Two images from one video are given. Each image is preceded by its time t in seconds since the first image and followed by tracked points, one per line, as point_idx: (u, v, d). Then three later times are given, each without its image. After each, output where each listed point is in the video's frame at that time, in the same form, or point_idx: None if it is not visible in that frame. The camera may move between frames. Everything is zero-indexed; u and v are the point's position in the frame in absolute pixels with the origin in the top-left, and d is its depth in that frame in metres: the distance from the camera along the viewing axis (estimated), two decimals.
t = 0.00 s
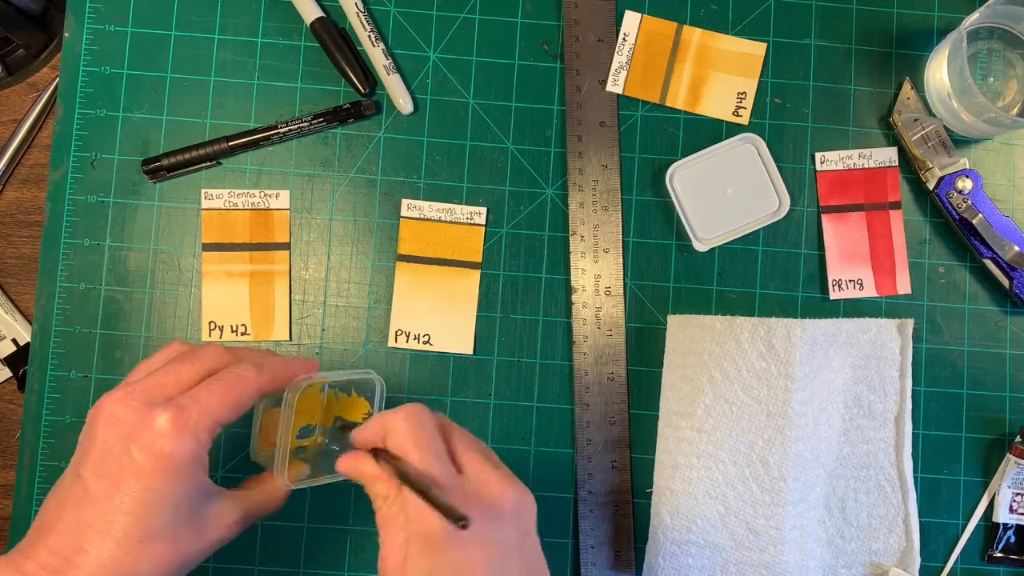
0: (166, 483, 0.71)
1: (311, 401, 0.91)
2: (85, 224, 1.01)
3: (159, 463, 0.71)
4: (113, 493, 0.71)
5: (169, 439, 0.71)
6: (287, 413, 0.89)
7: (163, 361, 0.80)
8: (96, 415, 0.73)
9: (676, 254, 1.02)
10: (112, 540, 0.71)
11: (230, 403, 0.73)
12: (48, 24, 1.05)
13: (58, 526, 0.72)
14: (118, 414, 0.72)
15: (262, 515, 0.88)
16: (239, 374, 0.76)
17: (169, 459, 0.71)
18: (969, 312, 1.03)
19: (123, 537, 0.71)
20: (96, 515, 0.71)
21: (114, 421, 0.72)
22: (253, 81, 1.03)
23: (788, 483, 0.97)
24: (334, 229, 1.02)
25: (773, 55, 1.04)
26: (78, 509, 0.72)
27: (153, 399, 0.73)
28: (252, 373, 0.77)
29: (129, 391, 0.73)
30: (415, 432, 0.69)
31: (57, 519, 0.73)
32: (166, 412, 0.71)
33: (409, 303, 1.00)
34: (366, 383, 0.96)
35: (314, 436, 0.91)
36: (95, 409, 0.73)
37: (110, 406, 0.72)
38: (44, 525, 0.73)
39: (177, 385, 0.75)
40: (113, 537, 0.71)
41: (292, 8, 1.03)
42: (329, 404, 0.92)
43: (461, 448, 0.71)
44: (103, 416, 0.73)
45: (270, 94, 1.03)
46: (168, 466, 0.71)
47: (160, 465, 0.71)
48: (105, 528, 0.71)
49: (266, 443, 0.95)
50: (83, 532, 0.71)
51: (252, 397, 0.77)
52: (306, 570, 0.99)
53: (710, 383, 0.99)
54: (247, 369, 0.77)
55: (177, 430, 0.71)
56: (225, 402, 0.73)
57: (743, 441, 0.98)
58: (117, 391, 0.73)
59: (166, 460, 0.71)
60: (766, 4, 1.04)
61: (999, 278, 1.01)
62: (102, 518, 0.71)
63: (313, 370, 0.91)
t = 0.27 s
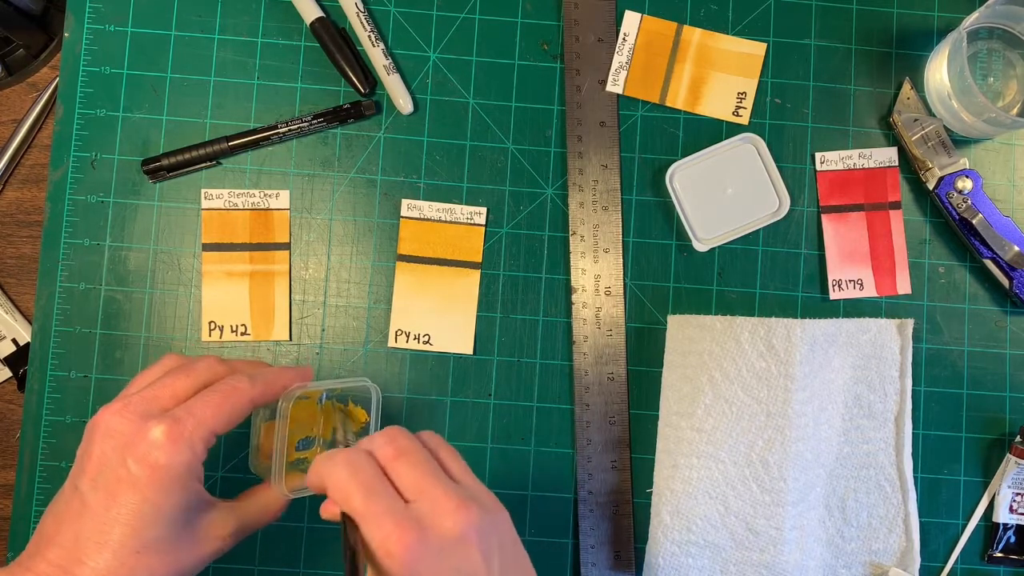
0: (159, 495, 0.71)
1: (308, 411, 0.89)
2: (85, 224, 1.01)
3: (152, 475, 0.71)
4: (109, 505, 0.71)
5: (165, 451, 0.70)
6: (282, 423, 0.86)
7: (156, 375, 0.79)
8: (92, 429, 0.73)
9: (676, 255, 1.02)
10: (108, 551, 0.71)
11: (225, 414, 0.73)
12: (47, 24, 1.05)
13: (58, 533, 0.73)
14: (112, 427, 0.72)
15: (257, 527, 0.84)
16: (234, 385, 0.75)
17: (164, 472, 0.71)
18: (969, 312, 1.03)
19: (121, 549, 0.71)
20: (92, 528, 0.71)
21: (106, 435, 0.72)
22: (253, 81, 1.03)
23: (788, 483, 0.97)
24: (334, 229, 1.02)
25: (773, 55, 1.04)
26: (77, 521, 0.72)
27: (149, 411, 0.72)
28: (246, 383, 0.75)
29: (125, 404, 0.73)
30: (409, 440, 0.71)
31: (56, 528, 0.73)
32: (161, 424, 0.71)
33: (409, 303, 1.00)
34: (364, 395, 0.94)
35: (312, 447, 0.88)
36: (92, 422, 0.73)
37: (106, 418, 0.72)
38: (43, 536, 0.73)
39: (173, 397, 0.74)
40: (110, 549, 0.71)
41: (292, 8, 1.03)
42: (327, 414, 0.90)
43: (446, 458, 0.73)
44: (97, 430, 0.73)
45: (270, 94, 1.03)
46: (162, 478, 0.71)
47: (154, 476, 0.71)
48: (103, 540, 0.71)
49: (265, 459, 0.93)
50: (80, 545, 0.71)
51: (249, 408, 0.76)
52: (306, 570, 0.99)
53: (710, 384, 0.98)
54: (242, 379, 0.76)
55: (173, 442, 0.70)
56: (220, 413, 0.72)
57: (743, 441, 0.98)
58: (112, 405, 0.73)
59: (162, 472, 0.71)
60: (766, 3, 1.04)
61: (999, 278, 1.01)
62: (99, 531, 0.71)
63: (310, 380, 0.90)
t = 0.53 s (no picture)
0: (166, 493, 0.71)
1: (313, 408, 0.89)
2: (85, 224, 1.01)
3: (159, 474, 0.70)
4: (117, 504, 0.71)
5: (172, 451, 0.70)
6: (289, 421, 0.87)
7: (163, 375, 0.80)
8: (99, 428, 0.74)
9: (676, 255, 1.02)
10: (116, 549, 0.71)
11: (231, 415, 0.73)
12: (48, 24, 1.05)
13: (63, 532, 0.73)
14: (122, 426, 0.72)
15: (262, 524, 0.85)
16: (239, 385, 0.76)
17: (171, 472, 0.71)
18: (969, 312, 1.03)
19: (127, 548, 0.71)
20: (100, 527, 0.71)
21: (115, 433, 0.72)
22: (253, 81, 1.03)
23: (788, 483, 0.97)
24: (334, 229, 1.02)
25: (773, 55, 1.04)
26: (82, 520, 0.72)
27: (157, 411, 0.73)
28: (252, 383, 0.76)
29: (133, 403, 0.73)
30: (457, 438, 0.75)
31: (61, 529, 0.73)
32: (167, 424, 0.71)
33: (409, 303, 1.00)
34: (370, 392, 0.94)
35: (317, 444, 0.90)
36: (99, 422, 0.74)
37: (113, 418, 0.73)
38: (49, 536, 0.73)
39: (179, 396, 0.75)
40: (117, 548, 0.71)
41: (292, 8, 1.03)
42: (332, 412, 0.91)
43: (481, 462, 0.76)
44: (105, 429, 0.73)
45: (270, 94, 1.03)
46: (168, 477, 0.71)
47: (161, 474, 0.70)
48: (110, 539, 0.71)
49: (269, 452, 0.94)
50: (87, 543, 0.71)
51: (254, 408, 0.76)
52: (306, 570, 0.99)
53: (710, 383, 0.98)
54: (248, 379, 0.77)
55: (179, 442, 0.71)
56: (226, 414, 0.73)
57: (743, 441, 0.98)
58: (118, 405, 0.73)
59: (167, 472, 0.71)
60: (766, 4, 1.04)
61: (999, 278, 1.01)
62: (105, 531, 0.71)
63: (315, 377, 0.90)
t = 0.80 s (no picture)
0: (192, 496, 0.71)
1: (334, 415, 0.83)
2: (85, 224, 1.01)
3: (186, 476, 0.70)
4: (142, 506, 0.71)
5: (199, 454, 0.70)
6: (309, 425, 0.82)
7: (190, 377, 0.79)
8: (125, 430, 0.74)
9: (676, 255, 1.02)
10: (139, 552, 0.71)
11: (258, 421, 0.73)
12: (47, 24, 1.05)
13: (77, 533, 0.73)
14: (148, 428, 0.72)
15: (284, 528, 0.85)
16: (267, 392, 0.75)
17: (197, 475, 0.70)
18: (969, 312, 1.03)
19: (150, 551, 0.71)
20: (108, 527, 0.71)
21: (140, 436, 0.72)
22: (253, 81, 1.03)
23: (788, 484, 0.97)
24: (334, 229, 1.02)
25: (773, 55, 1.04)
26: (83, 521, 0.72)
27: (183, 415, 0.73)
28: (280, 392, 0.75)
29: (162, 406, 0.73)
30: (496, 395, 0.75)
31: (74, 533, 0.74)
32: (194, 427, 0.71)
33: (409, 303, 1.00)
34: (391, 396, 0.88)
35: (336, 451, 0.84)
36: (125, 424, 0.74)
37: (139, 420, 0.73)
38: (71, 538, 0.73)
39: (206, 401, 0.75)
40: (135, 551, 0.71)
41: (292, 8, 1.02)
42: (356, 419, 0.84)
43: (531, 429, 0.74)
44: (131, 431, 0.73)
45: (270, 94, 1.03)
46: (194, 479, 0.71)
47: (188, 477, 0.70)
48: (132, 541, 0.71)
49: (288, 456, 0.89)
50: (111, 544, 0.71)
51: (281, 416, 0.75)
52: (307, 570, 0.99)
53: (710, 383, 0.98)
54: (275, 387, 0.76)
55: (207, 445, 0.70)
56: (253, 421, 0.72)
57: (743, 441, 0.98)
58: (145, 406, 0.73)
59: (193, 476, 0.70)
60: (766, 3, 1.04)
61: (999, 278, 1.01)
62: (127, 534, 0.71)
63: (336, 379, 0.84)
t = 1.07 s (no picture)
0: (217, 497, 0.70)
1: (352, 419, 0.86)
2: (85, 223, 1.01)
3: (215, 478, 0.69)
4: (143, 505, 0.71)
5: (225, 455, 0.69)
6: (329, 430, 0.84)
7: (215, 377, 0.79)
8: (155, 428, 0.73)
9: (676, 255, 1.02)
10: (161, 551, 0.70)
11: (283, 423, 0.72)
12: (47, 24, 1.05)
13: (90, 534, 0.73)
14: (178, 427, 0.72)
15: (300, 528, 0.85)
16: (292, 396, 0.74)
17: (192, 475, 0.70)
18: (969, 312, 1.03)
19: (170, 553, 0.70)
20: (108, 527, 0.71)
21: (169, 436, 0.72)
22: (253, 81, 1.03)
23: (788, 484, 0.97)
24: (334, 229, 1.02)
25: (773, 55, 1.04)
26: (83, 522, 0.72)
27: (210, 416, 0.72)
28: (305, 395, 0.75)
29: (190, 407, 0.73)
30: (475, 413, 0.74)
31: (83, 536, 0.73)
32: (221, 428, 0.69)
33: (409, 303, 1.00)
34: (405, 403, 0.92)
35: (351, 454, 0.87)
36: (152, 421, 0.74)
37: (161, 421, 0.73)
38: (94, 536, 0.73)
39: (233, 402, 0.74)
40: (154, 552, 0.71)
41: (292, 8, 1.02)
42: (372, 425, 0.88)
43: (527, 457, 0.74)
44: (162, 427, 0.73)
45: (270, 94, 1.03)
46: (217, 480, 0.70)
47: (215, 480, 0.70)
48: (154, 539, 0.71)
49: (303, 461, 0.90)
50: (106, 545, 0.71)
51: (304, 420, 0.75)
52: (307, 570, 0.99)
53: (710, 384, 0.98)
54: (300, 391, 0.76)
55: (234, 446, 0.69)
56: (280, 423, 0.72)
57: (743, 441, 0.98)
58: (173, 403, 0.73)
59: (220, 476, 0.69)
60: (766, 3, 1.04)
61: (999, 278, 1.01)
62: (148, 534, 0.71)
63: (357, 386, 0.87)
